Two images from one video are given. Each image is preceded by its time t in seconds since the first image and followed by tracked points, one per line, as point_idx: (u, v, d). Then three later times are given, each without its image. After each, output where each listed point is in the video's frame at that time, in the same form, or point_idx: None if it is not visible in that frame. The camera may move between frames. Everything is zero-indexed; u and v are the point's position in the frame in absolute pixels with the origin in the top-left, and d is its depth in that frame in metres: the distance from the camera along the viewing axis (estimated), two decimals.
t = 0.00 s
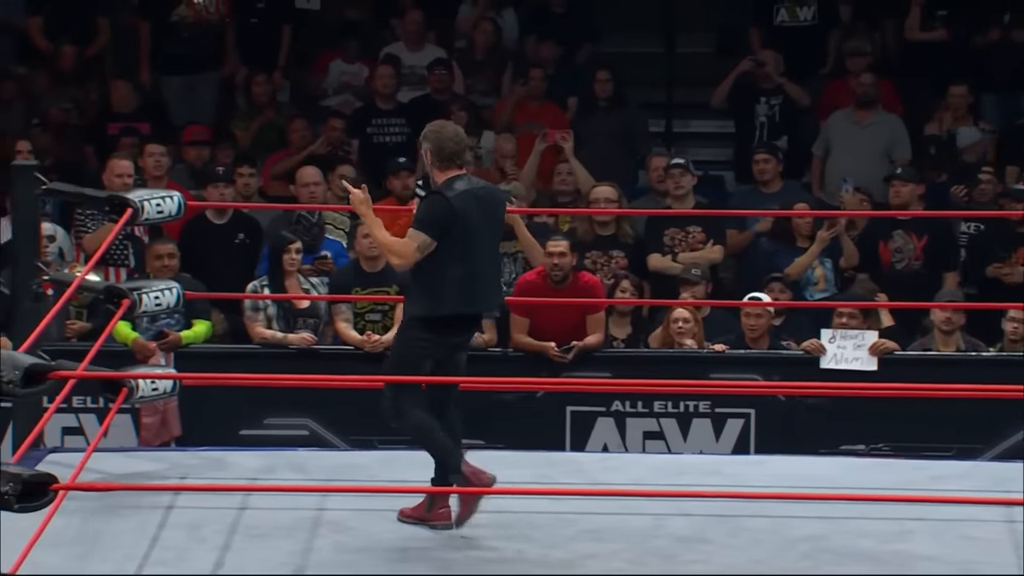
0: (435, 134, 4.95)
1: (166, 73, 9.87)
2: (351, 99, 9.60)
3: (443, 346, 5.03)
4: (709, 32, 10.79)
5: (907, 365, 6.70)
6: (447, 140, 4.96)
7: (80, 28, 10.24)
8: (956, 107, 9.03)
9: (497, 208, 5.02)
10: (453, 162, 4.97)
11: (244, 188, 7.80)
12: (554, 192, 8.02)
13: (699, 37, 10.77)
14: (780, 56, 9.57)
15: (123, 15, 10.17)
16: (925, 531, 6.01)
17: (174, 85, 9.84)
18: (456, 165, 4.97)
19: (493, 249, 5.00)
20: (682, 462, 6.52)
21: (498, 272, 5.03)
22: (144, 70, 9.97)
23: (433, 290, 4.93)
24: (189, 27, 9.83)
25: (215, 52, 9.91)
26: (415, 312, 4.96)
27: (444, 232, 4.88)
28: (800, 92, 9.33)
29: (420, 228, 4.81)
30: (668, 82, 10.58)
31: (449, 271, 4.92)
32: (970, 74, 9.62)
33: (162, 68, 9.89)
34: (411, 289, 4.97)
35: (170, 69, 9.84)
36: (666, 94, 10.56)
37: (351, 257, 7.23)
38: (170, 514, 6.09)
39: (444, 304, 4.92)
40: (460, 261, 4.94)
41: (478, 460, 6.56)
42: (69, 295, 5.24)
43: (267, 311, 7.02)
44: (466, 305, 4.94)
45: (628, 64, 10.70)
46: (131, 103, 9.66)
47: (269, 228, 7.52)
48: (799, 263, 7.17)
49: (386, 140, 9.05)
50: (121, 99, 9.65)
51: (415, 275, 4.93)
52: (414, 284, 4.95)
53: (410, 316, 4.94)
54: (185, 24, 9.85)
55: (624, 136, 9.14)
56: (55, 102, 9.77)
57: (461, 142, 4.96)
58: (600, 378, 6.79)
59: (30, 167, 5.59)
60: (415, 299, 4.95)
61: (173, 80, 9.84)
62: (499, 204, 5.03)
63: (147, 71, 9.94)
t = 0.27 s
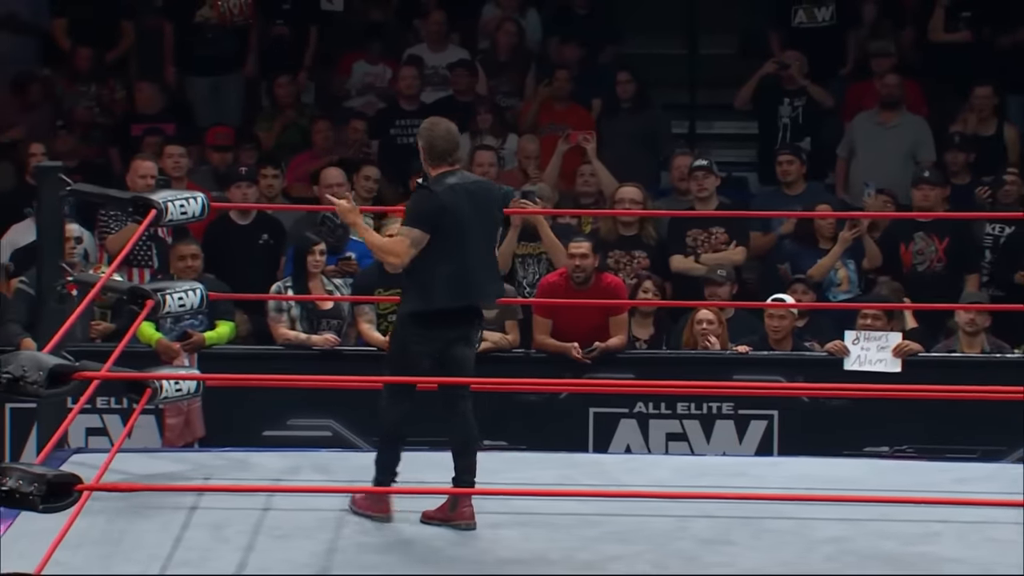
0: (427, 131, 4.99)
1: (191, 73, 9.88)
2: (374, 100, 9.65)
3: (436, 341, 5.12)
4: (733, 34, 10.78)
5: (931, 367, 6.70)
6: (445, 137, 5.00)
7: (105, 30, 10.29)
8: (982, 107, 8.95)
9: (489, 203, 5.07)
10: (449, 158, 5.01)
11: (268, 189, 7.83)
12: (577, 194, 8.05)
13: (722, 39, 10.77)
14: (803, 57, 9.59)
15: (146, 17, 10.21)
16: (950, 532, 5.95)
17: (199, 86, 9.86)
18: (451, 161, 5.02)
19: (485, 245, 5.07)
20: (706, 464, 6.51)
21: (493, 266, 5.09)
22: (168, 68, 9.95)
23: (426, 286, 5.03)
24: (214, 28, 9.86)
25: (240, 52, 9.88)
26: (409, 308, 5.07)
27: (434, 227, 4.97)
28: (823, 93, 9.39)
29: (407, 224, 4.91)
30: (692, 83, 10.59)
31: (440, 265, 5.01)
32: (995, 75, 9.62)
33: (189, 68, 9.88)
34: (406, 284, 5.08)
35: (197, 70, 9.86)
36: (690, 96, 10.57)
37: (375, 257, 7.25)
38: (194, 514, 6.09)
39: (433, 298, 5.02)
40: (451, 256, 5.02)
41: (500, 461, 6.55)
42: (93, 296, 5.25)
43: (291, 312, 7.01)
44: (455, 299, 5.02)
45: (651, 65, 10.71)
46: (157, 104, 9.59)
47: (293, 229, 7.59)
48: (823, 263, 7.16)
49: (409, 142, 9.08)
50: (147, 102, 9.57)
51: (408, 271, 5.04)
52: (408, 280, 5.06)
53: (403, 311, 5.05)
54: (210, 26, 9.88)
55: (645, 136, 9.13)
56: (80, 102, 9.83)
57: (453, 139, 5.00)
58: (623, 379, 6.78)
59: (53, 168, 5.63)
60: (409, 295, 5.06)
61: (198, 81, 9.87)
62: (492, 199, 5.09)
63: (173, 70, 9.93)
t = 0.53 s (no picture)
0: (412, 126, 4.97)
1: (209, 75, 9.91)
2: (390, 102, 9.65)
3: (409, 341, 5.03)
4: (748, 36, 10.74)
5: (947, 369, 6.69)
6: (432, 137, 4.95)
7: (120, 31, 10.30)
8: (1000, 109, 9.05)
9: (453, 201, 4.95)
10: (431, 158, 4.97)
11: (283, 191, 7.86)
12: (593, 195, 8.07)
13: (738, 40, 10.75)
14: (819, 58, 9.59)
15: (163, 18, 10.17)
16: (967, 535, 5.92)
17: (216, 87, 9.89)
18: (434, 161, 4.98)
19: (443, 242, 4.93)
20: (721, 466, 6.50)
21: (454, 267, 4.93)
22: (185, 71, 9.97)
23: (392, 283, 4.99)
24: (229, 30, 9.96)
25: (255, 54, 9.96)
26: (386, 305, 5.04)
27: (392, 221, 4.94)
28: (840, 95, 9.40)
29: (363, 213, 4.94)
30: (707, 85, 10.58)
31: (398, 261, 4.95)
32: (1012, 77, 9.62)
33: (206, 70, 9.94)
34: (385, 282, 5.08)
35: (214, 71, 9.91)
36: (705, 98, 10.56)
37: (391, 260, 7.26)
38: (210, 516, 6.08)
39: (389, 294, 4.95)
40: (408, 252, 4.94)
41: (516, 463, 6.55)
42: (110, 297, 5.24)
43: (306, 314, 7.04)
44: (406, 294, 4.92)
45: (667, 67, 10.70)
46: (171, 106, 9.74)
47: (309, 231, 7.58)
48: (838, 266, 7.17)
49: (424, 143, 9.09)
50: (162, 103, 9.72)
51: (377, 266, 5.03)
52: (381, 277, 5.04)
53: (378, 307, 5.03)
54: (225, 27, 9.98)
55: (660, 138, 9.13)
56: (96, 104, 9.84)
57: (437, 140, 4.94)
58: (639, 381, 6.78)
59: (70, 169, 5.60)
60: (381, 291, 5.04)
61: (215, 83, 9.90)
62: (459, 198, 4.96)
63: (190, 72, 9.94)
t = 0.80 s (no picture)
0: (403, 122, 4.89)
1: (214, 77, 9.87)
2: (395, 105, 9.65)
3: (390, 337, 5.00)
4: (754, 39, 10.76)
5: (952, 373, 6.68)
6: (415, 135, 4.83)
7: (125, 35, 10.29)
8: (1006, 111, 9.03)
9: (404, 200, 4.80)
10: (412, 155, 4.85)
11: (289, 194, 7.87)
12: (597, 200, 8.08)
13: (743, 43, 10.76)
14: (825, 61, 9.60)
15: (168, 21, 10.20)
16: (973, 537, 5.90)
17: (222, 89, 9.85)
18: (414, 159, 4.86)
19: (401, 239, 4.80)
20: (727, 469, 6.50)
21: (400, 265, 4.81)
22: (189, 73, 9.97)
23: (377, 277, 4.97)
24: (234, 32, 9.88)
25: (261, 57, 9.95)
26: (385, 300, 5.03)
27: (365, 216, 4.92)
28: (846, 98, 9.39)
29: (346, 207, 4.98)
30: (713, 89, 10.57)
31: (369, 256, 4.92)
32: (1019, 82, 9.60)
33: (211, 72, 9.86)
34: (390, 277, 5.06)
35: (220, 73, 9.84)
36: (711, 101, 10.55)
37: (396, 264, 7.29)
38: (215, 518, 6.08)
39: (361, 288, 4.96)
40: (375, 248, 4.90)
41: (521, 466, 6.54)
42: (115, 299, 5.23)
43: (312, 316, 7.06)
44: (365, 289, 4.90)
45: (672, 70, 10.71)
46: (177, 111, 9.59)
47: (314, 234, 7.58)
48: (841, 269, 7.16)
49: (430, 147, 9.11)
50: (167, 107, 9.58)
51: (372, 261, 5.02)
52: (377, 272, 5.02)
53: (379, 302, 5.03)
54: (230, 29, 9.89)
55: (664, 142, 9.08)
56: (101, 107, 9.79)
57: (417, 137, 4.82)
58: (644, 384, 6.77)
59: (75, 171, 5.58)
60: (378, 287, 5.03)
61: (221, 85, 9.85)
62: (412, 197, 4.80)
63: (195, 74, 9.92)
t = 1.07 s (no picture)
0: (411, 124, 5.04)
1: (216, 79, 9.92)
2: (396, 105, 9.64)
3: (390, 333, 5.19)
4: (754, 40, 10.76)
5: (953, 373, 6.68)
6: (410, 135, 4.97)
7: (125, 34, 10.25)
8: (1008, 112, 9.02)
9: (385, 200, 4.95)
10: (405, 155, 4.98)
11: (290, 195, 7.87)
12: (597, 201, 8.05)
13: (744, 44, 10.74)
14: (827, 61, 9.60)
15: (166, 21, 10.20)
16: (975, 539, 5.89)
17: (222, 89, 9.88)
18: (408, 160, 4.99)
19: (376, 239, 4.98)
20: (728, 471, 6.49)
21: (382, 263, 4.99)
22: (191, 76, 10.00)
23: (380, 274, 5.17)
24: (234, 32, 9.87)
25: (260, 57, 9.99)
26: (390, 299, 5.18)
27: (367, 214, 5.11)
28: (847, 99, 9.42)
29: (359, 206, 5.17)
30: (714, 89, 10.57)
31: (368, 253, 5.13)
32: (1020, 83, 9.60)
33: (211, 73, 9.92)
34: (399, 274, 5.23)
35: (220, 74, 9.90)
36: (712, 102, 10.55)
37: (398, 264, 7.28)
38: (215, 520, 6.06)
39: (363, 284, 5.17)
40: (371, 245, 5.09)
41: (522, 467, 6.53)
42: (116, 300, 5.27)
43: (313, 317, 7.04)
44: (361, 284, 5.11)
45: (673, 71, 10.70)
46: (177, 111, 9.65)
47: (315, 236, 7.62)
48: (842, 270, 7.14)
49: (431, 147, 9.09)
50: (167, 107, 9.64)
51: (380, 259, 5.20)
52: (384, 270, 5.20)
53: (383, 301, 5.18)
54: (231, 29, 9.88)
55: (666, 142, 9.11)
56: (101, 107, 9.77)
57: (413, 139, 4.96)
58: (645, 385, 6.77)
59: (77, 172, 5.56)
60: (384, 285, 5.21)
61: (221, 86, 9.89)
62: (393, 197, 4.94)
63: (199, 77, 9.95)
